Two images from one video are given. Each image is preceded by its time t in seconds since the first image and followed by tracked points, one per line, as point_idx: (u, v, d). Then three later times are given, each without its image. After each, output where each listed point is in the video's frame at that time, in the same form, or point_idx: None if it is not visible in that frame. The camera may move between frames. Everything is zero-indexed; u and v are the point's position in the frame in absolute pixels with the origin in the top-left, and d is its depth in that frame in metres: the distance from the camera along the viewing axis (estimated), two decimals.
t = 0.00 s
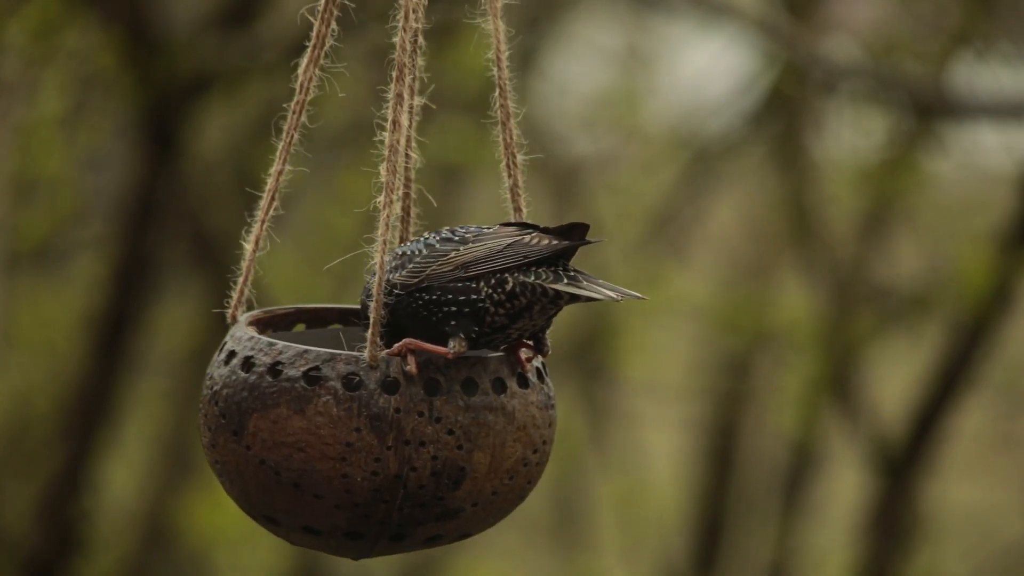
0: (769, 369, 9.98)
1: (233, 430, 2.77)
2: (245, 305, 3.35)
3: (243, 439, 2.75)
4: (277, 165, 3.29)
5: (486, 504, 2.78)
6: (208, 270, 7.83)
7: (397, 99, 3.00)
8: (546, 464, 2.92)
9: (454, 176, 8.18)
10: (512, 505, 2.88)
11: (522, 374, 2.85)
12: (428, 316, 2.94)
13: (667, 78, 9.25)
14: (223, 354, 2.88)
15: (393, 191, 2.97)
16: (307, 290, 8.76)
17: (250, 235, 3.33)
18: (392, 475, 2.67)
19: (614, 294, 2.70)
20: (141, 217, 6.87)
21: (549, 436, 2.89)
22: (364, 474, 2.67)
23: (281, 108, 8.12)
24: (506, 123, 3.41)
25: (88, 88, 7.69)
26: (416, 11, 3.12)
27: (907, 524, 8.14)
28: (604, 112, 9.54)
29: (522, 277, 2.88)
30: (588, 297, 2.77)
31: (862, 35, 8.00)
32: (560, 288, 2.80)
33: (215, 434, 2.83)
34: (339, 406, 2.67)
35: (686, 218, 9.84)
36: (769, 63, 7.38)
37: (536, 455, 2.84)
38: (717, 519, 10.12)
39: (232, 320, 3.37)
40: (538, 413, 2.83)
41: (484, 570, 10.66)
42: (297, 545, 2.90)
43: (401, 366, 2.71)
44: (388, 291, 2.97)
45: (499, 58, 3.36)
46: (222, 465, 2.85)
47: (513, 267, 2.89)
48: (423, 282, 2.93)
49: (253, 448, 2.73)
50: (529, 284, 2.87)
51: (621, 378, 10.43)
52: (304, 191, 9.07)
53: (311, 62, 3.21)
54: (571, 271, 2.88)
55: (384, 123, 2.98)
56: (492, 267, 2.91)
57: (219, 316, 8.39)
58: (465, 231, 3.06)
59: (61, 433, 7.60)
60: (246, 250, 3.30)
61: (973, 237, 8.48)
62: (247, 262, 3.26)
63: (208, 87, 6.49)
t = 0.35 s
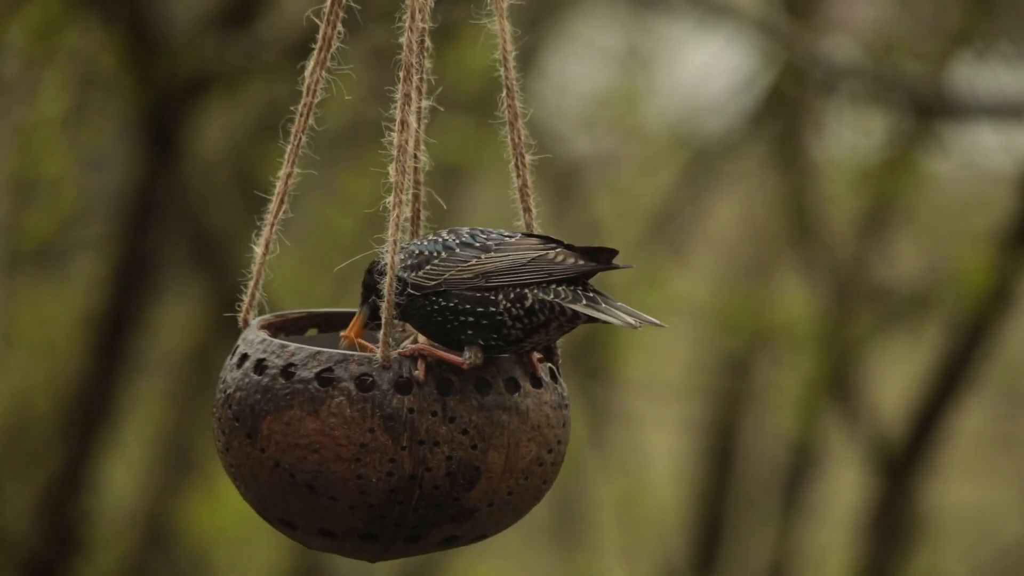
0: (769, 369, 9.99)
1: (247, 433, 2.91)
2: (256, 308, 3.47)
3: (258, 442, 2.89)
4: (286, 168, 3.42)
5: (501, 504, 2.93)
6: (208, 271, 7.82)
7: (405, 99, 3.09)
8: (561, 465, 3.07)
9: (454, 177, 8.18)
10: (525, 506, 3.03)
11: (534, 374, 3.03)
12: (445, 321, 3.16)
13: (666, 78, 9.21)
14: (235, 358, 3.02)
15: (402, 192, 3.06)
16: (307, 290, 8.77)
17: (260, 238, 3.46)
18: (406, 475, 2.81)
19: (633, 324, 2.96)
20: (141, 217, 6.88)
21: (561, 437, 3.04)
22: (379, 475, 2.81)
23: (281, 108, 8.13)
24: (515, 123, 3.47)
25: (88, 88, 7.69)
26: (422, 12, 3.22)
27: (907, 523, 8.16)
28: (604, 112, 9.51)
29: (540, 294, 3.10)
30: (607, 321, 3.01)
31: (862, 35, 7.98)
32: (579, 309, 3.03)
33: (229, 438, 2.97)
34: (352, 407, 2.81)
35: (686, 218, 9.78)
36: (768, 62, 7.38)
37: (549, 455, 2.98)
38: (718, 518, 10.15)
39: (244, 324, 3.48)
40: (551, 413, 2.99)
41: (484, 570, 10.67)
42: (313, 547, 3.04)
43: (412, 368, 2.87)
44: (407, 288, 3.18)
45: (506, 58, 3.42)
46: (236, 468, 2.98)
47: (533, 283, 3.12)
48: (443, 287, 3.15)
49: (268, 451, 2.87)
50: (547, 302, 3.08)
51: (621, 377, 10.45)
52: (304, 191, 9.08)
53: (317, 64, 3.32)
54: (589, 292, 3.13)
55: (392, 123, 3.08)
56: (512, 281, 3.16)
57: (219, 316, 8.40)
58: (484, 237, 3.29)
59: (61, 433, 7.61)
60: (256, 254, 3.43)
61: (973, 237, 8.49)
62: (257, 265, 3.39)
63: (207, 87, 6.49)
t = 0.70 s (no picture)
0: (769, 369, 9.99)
1: (315, 443, 3.13)
2: (313, 318, 3.66)
3: (325, 452, 3.10)
4: (334, 177, 3.57)
5: (571, 499, 3.13)
6: (208, 270, 7.83)
7: (449, 101, 3.25)
8: (627, 459, 3.28)
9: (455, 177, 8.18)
10: (594, 500, 3.23)
11: (596, 369, 3.26)
12: (506, 321, 3.42)
13: (667, 78, 9.18)
14: (297, 370, 3.23)
15: (452, 192, 3.22)
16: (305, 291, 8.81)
17: (314, 246, 3.62)
18: (474, 475, 3.02)
19: (692, 332, 3.18)
20: (141, 217, 6.87)
21: (626, 430, 3.24)
22: (447, 477, 3.02)
23: (280, 109, 8.07)
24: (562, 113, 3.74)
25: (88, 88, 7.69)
26: (460, 11, 3.34)
27: (907, 523, 8.16)
28: (603, 112, 9.52)
29: (602, 299, 3.34)
30: (670, 326, 3.22)
31: (862, 34, 7.97)
32: (640, 314, 3.24)
33: (298, 449, 3.18)
34: (416, 411, 3.03)
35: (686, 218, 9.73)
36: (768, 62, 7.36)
37: (615, 448, 3.19)
38: (717, 518, 10.13)
39: (302, 333, 3.67)
40: (614, 406, 3.20)
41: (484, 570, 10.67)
42: (387, 552, 3.24)
43: (473, 370, 3.08)
44: (469, 286, 3.46)
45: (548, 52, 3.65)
46: (307, 479, 3.20)
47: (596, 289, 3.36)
48: (502, 287, 3.42)
49: (336, 460, 3.09)
50: (609, 307, 3.30)
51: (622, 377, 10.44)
52: (304, 190, 9.08)
53: (359, 71, 3.45)
54: (650, 297, 3.34)
55: (438, 126, 3.23)
56: (574, 286, 3.40)
57: (219, 316, 8.40)
58: (547, 240, 3.55)
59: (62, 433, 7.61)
60: (312, 262, 3.60)
61: (973, 237, 8.48)
62: (314, 273, 3.57)
63: (207, 87, 6.49)
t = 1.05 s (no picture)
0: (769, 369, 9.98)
1: (382, 451, 2.99)
2: (374, 324, 3.53)
3: (394, 458, 2.97)
4: (387, 182, 3.46)
5: (642, 491, 3.00)
6: (208, 270, 7.83)
7: (500, 102, 3.17)
8: (695, 445, 3.14)
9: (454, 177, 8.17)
10: (666, 490, 3.10)
11: (660, 361, 3.11)
12: (563, 323, 3.22)
13: (667, 78, 9.18)
14: (360, 377, 3.09)
15: (507, 193, 3.15)
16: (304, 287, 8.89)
17: (371, 253, 3.50)
18: (545, 474, 2.89)
19: (752, 341, 3.00)
20: (142, 217, 6.87)
21: (693, 417, 3.11)
22: (518, 476, 2.89)
23: (281, 109, 8.09)
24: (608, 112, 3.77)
25: (89, 87, 7.69)
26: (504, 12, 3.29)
27: (907, 523, 8.16)
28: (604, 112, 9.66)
29: (660, 305, 3.12)
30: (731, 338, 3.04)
31: (860, 34, 7.98)
32: (699, 322, 3.06)
33: (364, 458, 3.05)
34: (484, 413, 2.90)
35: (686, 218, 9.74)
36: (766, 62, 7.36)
37: (683, 437, 3.06)
38: (717, 519, 10.10)
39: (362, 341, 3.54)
40: (680, 395, 3.06)
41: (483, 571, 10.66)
42: (459, 554, 3.12)
43: (537, 369, 2.95)
44: (526, 285, 3.26)
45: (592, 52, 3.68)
46: (375, 487, 3.06)
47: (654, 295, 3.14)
48: (558, 288, 3.21)
49: (405, 466, 2.95)
50: (666, 313, 3.10)
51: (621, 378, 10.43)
52: (304, 190, 9.06)
53: (407, 75, 3.36)
54: (710, 304, 3.13)
55: (490, 127, 3.16)
56: (631, 290, 3.19)
57: (219, 316, 8.40)
58: (605, 240, 3.35)
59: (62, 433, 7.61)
60: (368, 269, 3.47)
61: (972, 237, 8.48)
62: (370, 280, 3.45)
63: (207, 87, 6.50)
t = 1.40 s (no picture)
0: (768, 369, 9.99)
1: (383, 450, 2.99)
2: (377, 324, 3.53)
3: (395, 458, 2.97)
4: (391, 182, 3.47)
5: (642, 490, 3.00)
6: (208, 271, 7.84)
7: (502, 102, 3.17)
8: (696, 444, 3.14)
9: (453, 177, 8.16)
10: (666, 489, 3.10)
11: (660, 359, 3.11)
12: (558, 321, 3.22)
13: (667, 78, 9.19)
14: (362, 377, 3.10)
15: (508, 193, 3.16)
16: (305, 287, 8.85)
17: (373, 252, 3.50)
18: (545, 474, 2.90)
19: (744, 333, 3.00)
20: (142, 217, 6.87)
21: (693, 416, 3.11)
22: (517, 477, 2.89)
23: (281, 109, 8.09)
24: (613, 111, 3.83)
25: (89, 88, 7.70)
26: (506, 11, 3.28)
27: (907, 523, 8.17)
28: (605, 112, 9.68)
29: (653, 296, 3.14)
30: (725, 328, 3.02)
31: (859, 34, 7.98)
32: (691, 311, 3.05)
33: (365, 457, 3.05)
34: (484, 413, 2.90)
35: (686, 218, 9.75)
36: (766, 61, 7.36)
37: (683, 436, 3.06)
38: (717, 519, 10.11)
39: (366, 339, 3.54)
40: (680, 395, 3.07)
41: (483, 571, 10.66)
42: (460, 553, 3.12)
43: (537, 369, 2.95)
44: (520, 285, 3.28)
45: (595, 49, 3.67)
46: (376, 486, 3.07)
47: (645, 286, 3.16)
48: (551, 285, 3.23)
49: (405, 466, 2.95)
50: (660, 304, 3.11)
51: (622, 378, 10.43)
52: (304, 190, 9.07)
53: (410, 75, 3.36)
54: (703, 294, 3.13)
55: (492, 128, 3.15)
56: (624, 281, 3.20)
57: (219, 316, 8.41)
58: (599, 234, 3.38)
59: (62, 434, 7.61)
60: (372, 269, 3.48)
61: (972, 238, 8.48)
62: (373, 279, 3.46)
63: (207, 87, 6.51)
